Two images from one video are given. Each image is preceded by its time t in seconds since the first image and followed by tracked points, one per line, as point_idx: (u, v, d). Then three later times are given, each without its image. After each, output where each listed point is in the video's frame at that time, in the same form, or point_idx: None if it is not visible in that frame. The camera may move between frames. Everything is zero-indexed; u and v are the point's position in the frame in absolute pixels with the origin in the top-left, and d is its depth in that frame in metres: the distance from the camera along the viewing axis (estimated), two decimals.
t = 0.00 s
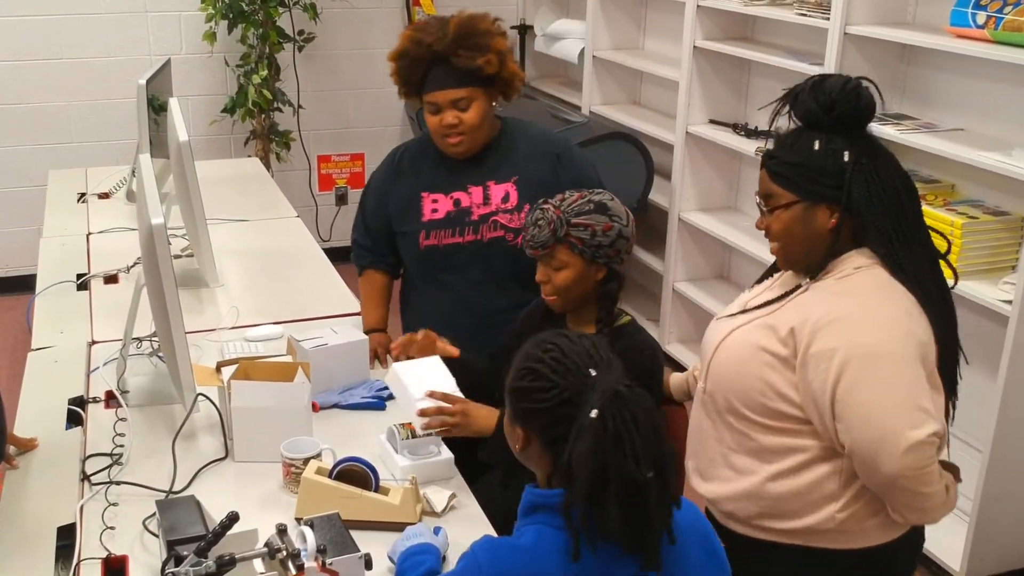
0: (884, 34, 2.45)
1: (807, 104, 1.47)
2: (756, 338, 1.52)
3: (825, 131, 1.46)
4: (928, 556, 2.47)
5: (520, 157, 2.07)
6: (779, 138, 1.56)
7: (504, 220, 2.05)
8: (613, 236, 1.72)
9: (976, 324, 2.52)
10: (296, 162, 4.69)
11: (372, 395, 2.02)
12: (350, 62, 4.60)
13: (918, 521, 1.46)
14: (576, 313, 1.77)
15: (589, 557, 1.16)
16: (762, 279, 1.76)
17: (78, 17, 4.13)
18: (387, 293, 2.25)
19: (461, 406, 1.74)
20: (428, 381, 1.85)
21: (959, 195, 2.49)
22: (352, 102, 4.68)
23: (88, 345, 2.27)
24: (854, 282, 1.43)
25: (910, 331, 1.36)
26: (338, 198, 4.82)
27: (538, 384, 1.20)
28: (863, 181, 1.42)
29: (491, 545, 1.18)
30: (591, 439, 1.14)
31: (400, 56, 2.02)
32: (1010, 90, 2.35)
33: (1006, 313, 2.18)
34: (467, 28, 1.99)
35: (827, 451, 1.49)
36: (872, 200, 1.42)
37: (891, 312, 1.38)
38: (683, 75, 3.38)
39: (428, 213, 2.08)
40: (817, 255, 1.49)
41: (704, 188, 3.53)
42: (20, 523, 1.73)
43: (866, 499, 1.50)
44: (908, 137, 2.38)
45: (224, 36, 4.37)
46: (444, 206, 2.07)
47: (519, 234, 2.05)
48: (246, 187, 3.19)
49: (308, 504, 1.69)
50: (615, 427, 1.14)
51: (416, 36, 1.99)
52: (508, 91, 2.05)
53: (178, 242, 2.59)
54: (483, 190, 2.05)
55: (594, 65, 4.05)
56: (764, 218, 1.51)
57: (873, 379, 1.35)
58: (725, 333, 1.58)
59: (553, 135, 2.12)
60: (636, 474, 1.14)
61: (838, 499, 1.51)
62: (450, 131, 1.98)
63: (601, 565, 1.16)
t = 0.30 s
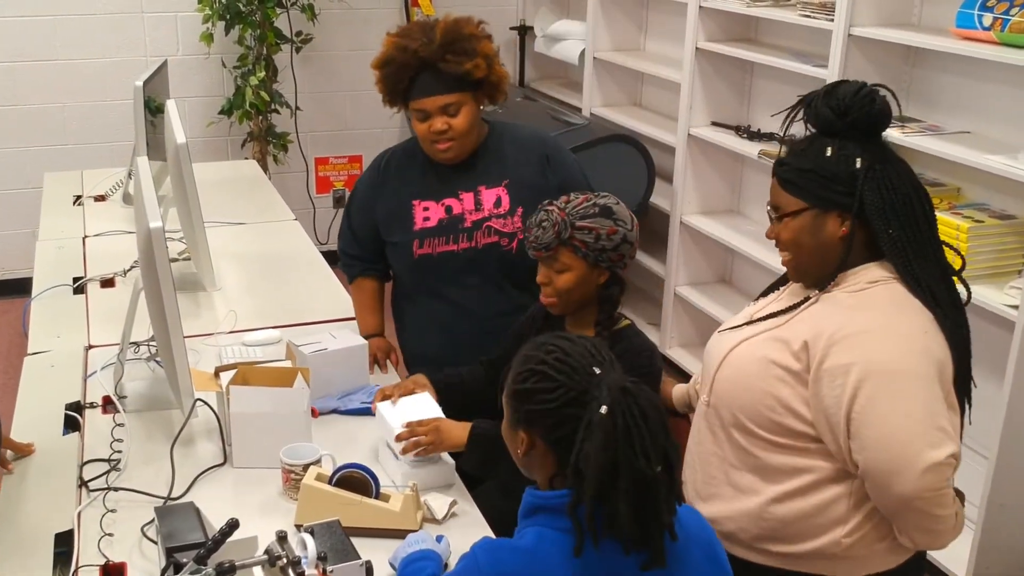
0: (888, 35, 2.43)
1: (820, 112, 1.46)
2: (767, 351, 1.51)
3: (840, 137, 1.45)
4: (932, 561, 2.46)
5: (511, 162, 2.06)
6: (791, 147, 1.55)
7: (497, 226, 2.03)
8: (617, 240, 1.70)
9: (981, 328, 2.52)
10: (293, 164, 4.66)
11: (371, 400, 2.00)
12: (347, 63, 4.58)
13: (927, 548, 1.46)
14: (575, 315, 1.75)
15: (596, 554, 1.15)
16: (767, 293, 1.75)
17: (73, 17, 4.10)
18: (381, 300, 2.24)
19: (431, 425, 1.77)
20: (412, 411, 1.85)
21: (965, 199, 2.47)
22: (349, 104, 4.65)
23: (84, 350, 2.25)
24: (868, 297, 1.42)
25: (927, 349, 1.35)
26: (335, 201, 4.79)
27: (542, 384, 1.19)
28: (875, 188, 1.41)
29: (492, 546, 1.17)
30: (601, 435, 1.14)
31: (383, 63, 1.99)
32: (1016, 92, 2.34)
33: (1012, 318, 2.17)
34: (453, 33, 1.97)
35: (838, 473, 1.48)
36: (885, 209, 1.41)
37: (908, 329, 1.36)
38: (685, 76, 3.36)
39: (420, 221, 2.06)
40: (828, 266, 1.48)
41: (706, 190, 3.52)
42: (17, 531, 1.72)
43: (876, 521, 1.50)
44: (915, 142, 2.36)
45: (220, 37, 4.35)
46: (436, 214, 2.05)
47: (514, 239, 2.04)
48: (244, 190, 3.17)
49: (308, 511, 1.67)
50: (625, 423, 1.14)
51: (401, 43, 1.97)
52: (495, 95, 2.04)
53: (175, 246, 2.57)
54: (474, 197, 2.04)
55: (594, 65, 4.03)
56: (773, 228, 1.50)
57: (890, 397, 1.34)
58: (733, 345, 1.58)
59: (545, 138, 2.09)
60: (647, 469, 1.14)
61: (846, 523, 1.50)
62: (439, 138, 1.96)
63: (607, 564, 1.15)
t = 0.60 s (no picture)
0: (890, 35, 2.42)
1: (792, 119, 1.47)
2: (755, 358, 1.50)
3: (813, 142, 1.46)
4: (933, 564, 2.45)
5: (506, 166, 2.04)
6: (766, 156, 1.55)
7: (490, 230, 2.01)
8: (608, 243, 1.68)
9: (984, 331, 2.51)
10: (290, 166, 4.64)
11: (368, 403, 1.98)
12: (344, 63, 4.56)
13: (929, 551, 1.43)
14: (571, 319, 1.74)
15: (602, 558, 1.14)
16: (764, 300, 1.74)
17: (68, 17, 4.08)
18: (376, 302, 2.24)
19: (425, 434, 1.75)
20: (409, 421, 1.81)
21: (968, 200, 2.46)
22: (345, 105, 4.64)
23: (79, 352, 2.23)
24: (854, 296, 1.40)
25: (912, 343, 1.33)
26: (332, 202, 4.78)
27: (548, 388, 1.18)
28: (850, 186, 1.41)
29: (493, 555, 1.16)
30: (611, 438, 1.12)
31: (380, 64, 1.97)
32: (1019, 92, 2.34)
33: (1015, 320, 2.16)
34: (452, 35, 1.96)
35: (832, 478, 1.47)
36: (862, 207, 1.40)
37: (893, 325, 1.35)
38: (685, 76, 3.35)
39: (412, 224, 2.04)
40: (814, 268, 1.46)
41: (706, 191, 3.50)
42: (10, 536, 1.70)
43: (876, 527, 1.48)
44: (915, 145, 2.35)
45: (216, 37, 4.33)
46: (428, 216, 2.03)
47: (506, 244, 2.02)
48: (239, 191, 3.15)
49: (304, 514, 1.66)
50: (634, 425, 1.13)
51: (398, 43, 1.95)
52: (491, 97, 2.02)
53: (170, 247, 2.56)
54: (467, 200, 2.02)
55: (594, 65, 4.02)
56: (758, 238, 1.49)
57: (876, 395, 1.32)
58: (726, 353, 1.57)
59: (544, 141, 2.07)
60: (657, 472, 1.13)
61: (844, 528, 1.48)
62: (436, 140, 1.95)
63: (614, 568, 1.14)
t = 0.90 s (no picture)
0: (891, 33, 2.42)
1: (768, 122, 1.47)
2: (750, 362, 1.50)
3: (790, 144, 1.46)
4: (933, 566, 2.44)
5: (492, 165, 2.01)
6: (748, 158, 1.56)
7: (472, 232, 2.00)
8: (592, 248, 1.67)
9: (986, 331, 2.50)
10: (285, 166, 4.63)
11: (363, 403, 1.96)
12: (340, 62, 4.56)
13: (937, 544, 1.42)
14: (562, 320, 1.74)
15: (612, 562, 1.15)
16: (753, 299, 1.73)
17: (61, 15, 4.07)
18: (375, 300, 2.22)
19: (419, 439, 1.74)
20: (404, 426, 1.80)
21: (971, 200, 2.45)
22: (340, 104, 4.63)
23: (72, 352, 2.22)
24: (846, 295, 1.40)
25: (907, 342, 1.32)
26: (327, 202, 4.77)
27: (563, 389, 1.19)
28: (832, 187, 1.40)
29: (502, 568, 1.18)
30: (632, 442, 1.13)
31: (371, 52, 1.99)
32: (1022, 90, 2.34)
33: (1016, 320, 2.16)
34: (442, 32, 1.95)
35: (835, 477, 1.46)
36: (845, 207, 1.40)
37: (888, 324, 1.34)
38: (684, 75, 3.35)
39: (398, 223, 2.04)
40: (805, 272, 1.46)
41: (705, 192, 3.50)
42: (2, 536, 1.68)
43: (881, 524, 1.47)
44: (916, 142, 2.35)
45: (211, 36, 4.32)
46: (414, 216, 2.03)
47: (488, 246, 2.00)
48: (234, 191, 3.14)
49: (298, 515, 1.64)
50: (652, 429, 1.14)
51: (391, 33, 1.96)
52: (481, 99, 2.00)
53: (164, 247, 2.54)
54: (451, 201, 2.01)
55: (592, 64, 4.01)
56: (744, 241, 1.49)
57: (874, 396, 1.31)
58: (720, 359, 1.56)
59: (532, 137, 2.05)
60: (673, 476, 1.14)
61: (849, 526, 1.48)
62: (414, 132, 1.94)
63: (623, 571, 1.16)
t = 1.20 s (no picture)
0: (891, 31, 2.42)
1: (792, 112, 1.46)
2: (761, 358, 1.48)
3: (813, 137, 1.45)
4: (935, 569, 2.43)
5: (484, 164, 2.00)
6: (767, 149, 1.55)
7: (461, 231, 1.99)
8: (580, 258, 1.66)
9: (986, 332, 2.50)
10: (279, 166, 4.62)
11: (357, 404, 1.95)
12: (336, 61, 4.55)
13: (942, 547, 1.42)
14: (556, 323, 1.73)
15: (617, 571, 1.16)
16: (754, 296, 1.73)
17: (55, 15, 4.06)
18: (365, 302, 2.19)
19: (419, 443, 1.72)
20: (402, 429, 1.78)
21: (971, 200, 2.45)
22: (335, 104, 4.62)
23: (64, 352, 2.20)
24: (863, 294, 1.39)
25: (926, 344, 1.32)
26: (322, 203, 4.75)
27: (573, 396, 1.18)
28: (855, 185, 1.39)
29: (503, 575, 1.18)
30: (648, 453, 1.12)
31: (371, 42, 1.99)
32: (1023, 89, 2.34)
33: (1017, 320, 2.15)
34: (440, 28, 1.94)
35: (843, 475, 1.45)
36: (867, 207, 1.39)
37: (905, 325, 1.33)
38: (683, 75, 3.34)
39: (392, 222, 2.04)
40: (823, 265, 1.45)
41: (703, 192, 3.49)
42: None
43: (885, 524, 1.47)
44: (919, 140, 2.34)
45: (205, 35, 4.31)
46: (408, 215, 2.03)
47: (477, 246, 1.98)
48: (228, 190, 3.13)
49: (290, 515, 1.63)
50: (666, 440, 1.14)
51: (391, 24, 1.96)
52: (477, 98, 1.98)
53: (157, 247, 2.53)
54: (444, 200, 2.00)
55: (590, 64, 4.00)
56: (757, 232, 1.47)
57: (894, 397, 1.30)
58: (727, 355, 1.55)
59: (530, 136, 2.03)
60: (685, 487, 1.15)
61: (854, 524, 1.47)
62: (405, 125, 1.93)
63: None
